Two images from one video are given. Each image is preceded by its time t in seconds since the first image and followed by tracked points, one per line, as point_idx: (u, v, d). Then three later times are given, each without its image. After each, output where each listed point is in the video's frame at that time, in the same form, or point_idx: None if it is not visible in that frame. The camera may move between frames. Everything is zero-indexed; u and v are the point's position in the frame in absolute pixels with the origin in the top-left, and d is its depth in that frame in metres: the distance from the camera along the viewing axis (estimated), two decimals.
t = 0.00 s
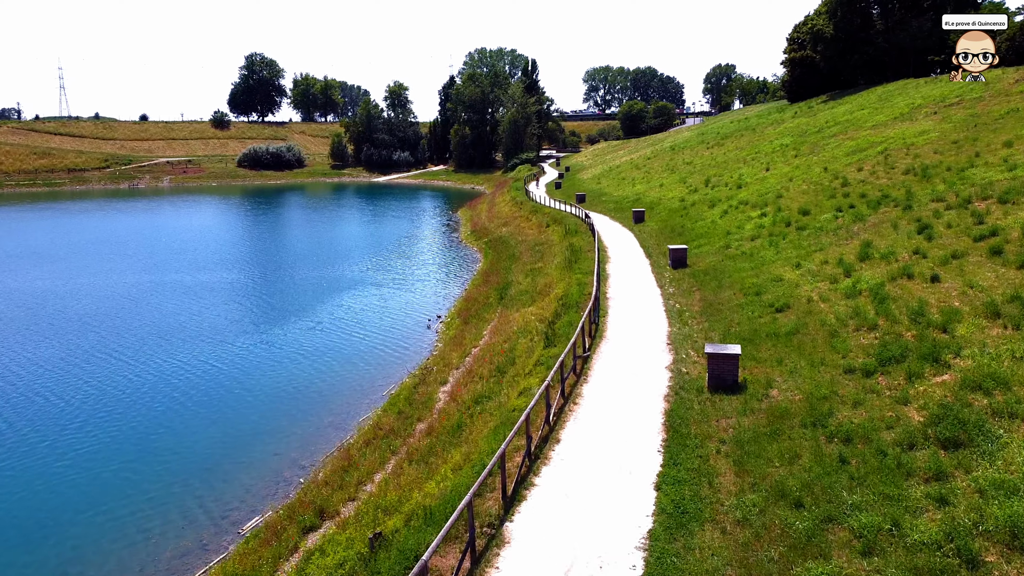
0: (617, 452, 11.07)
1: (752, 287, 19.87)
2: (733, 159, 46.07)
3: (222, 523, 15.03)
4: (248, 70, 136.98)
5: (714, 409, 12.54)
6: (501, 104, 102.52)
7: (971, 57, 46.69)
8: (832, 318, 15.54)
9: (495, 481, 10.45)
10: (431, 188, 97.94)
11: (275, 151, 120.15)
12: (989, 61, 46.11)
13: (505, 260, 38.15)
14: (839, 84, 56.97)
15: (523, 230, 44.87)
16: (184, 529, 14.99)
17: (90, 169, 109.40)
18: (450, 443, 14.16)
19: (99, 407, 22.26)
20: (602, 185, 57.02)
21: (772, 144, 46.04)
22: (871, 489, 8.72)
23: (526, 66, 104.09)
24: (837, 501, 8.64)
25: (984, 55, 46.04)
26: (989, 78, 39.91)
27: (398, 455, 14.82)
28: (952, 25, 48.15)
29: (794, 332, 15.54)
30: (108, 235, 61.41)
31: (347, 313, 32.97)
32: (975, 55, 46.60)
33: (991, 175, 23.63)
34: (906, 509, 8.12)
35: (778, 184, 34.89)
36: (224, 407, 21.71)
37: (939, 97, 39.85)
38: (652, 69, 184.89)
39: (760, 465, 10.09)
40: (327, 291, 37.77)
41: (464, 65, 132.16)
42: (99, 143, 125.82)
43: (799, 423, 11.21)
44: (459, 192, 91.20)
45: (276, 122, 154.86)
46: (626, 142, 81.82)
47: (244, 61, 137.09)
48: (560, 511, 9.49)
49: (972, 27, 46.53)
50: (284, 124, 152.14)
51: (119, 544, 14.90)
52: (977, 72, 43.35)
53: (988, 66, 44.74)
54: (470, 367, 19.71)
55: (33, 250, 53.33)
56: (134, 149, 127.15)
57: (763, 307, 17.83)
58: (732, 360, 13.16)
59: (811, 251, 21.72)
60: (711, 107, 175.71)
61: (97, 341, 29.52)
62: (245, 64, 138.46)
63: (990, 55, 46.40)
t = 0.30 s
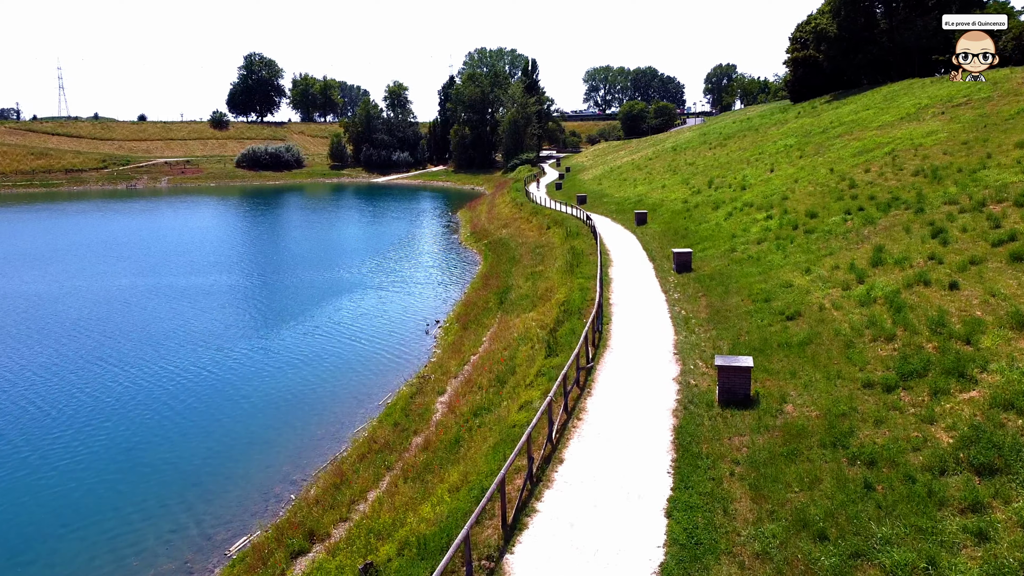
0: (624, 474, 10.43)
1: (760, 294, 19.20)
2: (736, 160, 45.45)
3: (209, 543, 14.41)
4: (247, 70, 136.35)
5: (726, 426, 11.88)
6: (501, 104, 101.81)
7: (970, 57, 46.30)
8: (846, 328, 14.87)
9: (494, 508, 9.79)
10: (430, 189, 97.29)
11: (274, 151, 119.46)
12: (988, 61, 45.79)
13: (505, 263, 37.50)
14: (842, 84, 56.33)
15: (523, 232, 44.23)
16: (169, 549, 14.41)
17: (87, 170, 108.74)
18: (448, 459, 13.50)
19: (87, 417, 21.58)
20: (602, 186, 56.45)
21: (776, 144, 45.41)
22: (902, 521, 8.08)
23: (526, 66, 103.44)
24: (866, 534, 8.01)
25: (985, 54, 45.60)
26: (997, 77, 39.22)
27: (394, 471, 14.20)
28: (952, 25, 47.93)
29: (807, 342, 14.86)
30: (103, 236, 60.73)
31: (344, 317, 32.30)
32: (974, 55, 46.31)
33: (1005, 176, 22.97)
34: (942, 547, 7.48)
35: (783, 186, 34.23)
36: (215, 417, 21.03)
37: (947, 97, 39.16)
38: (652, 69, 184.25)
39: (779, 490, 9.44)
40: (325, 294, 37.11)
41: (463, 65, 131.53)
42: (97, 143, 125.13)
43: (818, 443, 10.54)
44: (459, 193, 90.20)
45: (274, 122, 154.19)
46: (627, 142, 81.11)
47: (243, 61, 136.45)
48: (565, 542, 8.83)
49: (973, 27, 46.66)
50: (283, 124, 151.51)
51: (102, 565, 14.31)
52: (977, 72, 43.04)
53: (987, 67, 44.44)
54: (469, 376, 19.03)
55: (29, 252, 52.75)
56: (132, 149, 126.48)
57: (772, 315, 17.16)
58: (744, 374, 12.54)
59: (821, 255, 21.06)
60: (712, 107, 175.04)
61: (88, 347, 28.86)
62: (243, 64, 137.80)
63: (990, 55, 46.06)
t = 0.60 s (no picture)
0: (633, 503, 9.69)
1: (770, 301, 18.47)
2: (739, 161, 44.77)
3: (192, 567, 13.68)
4: (246, 70, 135.67)
5: (741, 447, 11.13)
6: (500, 105, 100.97)
7: (970, 57, 47.21)
8: (865, 339, 14.11)
9: (493, 543, 9.07)
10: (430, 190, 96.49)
11: (273, 152, 118.71)
12: (988, 61, 46.71)
13: (505, 266, 36.80)
14: (846, 84, 55.20)
15: (524, 234, 43.52)
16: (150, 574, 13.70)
17: (85, 170, 108.05)
18: (445, 479, 12.78)
19: (73, 428, 20.82)
20: (603, 187, 55.76)
21: (780, 145, 44.72)
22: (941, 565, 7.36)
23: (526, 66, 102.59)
24: None
25: (985, 55, 46.52)
26: (1007, 76, 38.43)
27: (388, 492, 13.46)
28: (952, 25, 47.91)
29: (823, 354, 14.10)
30: (99, 239, 60.00)
31: (341, 322, 31.49)
32: (974, 55, 47.09)
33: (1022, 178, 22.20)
34: None
35: (789, 188, 33.50)
36: (206, 429, 20.26)
37: (956, 97, 38.36)
38: (653, 69, 183.50)
39: (802, 524, 8.71)
40: (321, 298, 36.33)
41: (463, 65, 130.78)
42: (95, 144, 124.44)
43: (841, 467, 9.79)
44: (459, 193, 89.47)
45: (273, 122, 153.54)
46: (628, 142, 80.36)
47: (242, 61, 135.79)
48: None
49: (972, 27, 47.46)
50: (283, 125, 150.88)
51: None
52: (976, 72, 43.82)
53: (987, 67, 45.61)
54: (467, 388, 18.28)
55: (24, 255, 52.06)
56: (130, 150, 125.84)
57: (784, 324, 16.42)
58: (759, 391, 11.81)
59: (832, 261, 20.32)
60: (713, 107, 174.26)
61: (77, 353, 28.08)
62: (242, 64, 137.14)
63: (989, 55, 46.99)
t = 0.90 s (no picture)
0: (642, 529, 9.08)
1: (779, 308, 17.83)
2: (743, 161, 44.17)
3: None
4: (245, 70, 134.99)
5: (755, 466, 10.51)
6: (500, 104, 100.32)
7: (970, 57, 47.49)
8: (881, 350, 13.49)
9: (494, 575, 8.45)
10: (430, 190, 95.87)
11: (272, 152, 118.07)
12: (988, 61, 46.96)
13: (505, 269, 36.20)
14: (850, 84, 54.21)
15: (524, 236, 42.92)
16: None
17: (82, 171, 107.40)
18: (443, 497, 12.16)
19: (61, 438, 20.15)
20: (605, 188, 55.16)
21: (784, 146, 44.09)
22: None
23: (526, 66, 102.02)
24: None
25: (985, 55, 46.66)
26: (1016, 75, 37.77)
27: (382, 511, 12.82)
28: (952, 25, 47.64)
29: (838, 365, 13.47)
30: (95, 240, 59.29)
31: (338, 326, 30.89)
32: (974, 55, 47.34)
33: None
34: None
35: (795, 189, 32.88)
36: (198, 440, 19.62)
37: (963, 97, 37.73)
38: (653, 69, 182.85)
39: (826, 555, 8.12)
40: (319, 301, 35.73)
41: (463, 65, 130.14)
42: (93, 144, 123.80)
43: (864, 491, 9.19)
44: (458, 194, 88.86)
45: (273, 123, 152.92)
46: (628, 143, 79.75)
47: (242, 61, 135.14)
48: None
49: (972, 27, 47.54)
50: (282, 125, 150.30)
51: None
52: (977, 72, 43.96)
53: (988, 66, 45.97)
54: (466, 397, 17.63)
55: (18, 257, 51.47)
56: (128, 150, 125.19)
57: (795, 332, 15.78)
58: (773, 406, 11.16)
59: (842, 266, 19.70)
60: (714, 107, 173.64)
61: (69, 359, 27.45)
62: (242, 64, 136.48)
63: (989, 54, 47.25)
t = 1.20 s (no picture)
0: (654, 562, 8.42)
1: (790, 316, 17.13)
2: (747, 162, 43.50)
3: None
4: (245, 70, 134.34)
5: (773, 491, 9.84)
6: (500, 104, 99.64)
7: (970, 57, 46.61)
8: (902, 363, 12.80)
9: None
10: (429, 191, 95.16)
11: (271, 153, 117.37)
12: (988, 61, 45.94)
13: (506, 272, 35.50)
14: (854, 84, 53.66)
15: (525, 238, 42.23)
16: None
17: (80, 172, 106.64)
18: (440, 520, 11.47)
19: (48, 450, 19.49)
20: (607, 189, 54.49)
21: (788, 146, 43.39)
22: None
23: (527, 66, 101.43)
24: None
25: (986, 55, 45.86)
26: None
27: (376, 535, 12.15)
28: (952, 25, 46.50)
29: (857, 379, 12.77)
30: (91, 242, 58.61)
31: (335, 331, 30.20)
32: (974, 55, 46.35)
33: None
34: None
35: (801, 191, 32.20)
36: (188, 452, 18.92)
37: (972, 97, 37.02)
38: (653, 69, 182.08)
39: None
40: (316, 305, 35.04)
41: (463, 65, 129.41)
42: (91, 145, 123.03)
43: (894, 523, 8.54)
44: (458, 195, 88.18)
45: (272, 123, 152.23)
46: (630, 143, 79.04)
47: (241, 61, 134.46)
48: None
49: (972, 27, 46.39)
50: (281, 125, 149.61)
51: None
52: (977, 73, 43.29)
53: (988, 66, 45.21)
54: (464, 409, 16.93)
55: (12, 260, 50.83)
56: (126, 151, 124.45)
57: (809, 342, 15.08)
58: (791, 425, 10.46)
59: (855, 271, 19.00)
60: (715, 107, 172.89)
61: (59, 365, 26.79)
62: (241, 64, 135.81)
63: (990, 55, 46.21)
